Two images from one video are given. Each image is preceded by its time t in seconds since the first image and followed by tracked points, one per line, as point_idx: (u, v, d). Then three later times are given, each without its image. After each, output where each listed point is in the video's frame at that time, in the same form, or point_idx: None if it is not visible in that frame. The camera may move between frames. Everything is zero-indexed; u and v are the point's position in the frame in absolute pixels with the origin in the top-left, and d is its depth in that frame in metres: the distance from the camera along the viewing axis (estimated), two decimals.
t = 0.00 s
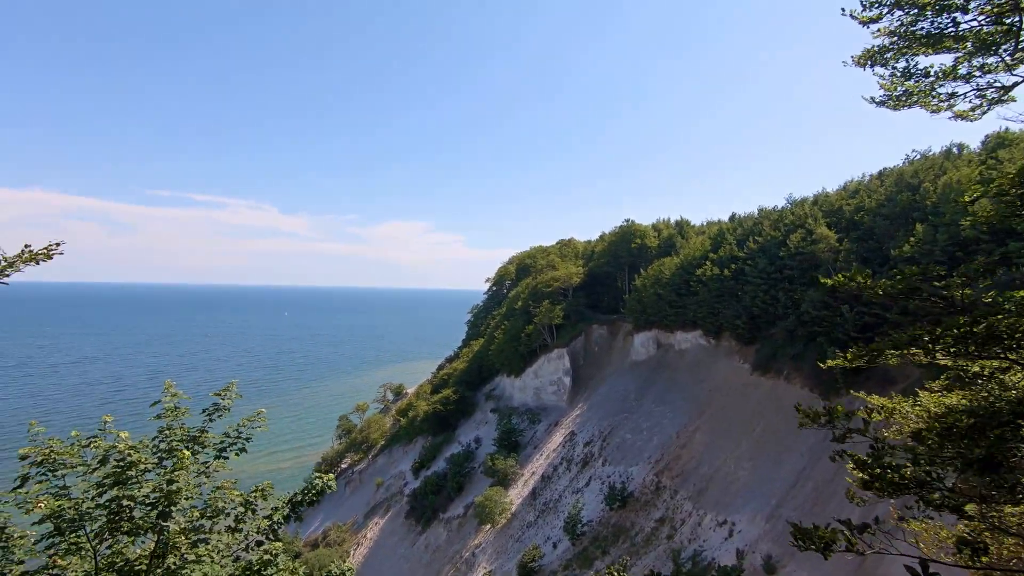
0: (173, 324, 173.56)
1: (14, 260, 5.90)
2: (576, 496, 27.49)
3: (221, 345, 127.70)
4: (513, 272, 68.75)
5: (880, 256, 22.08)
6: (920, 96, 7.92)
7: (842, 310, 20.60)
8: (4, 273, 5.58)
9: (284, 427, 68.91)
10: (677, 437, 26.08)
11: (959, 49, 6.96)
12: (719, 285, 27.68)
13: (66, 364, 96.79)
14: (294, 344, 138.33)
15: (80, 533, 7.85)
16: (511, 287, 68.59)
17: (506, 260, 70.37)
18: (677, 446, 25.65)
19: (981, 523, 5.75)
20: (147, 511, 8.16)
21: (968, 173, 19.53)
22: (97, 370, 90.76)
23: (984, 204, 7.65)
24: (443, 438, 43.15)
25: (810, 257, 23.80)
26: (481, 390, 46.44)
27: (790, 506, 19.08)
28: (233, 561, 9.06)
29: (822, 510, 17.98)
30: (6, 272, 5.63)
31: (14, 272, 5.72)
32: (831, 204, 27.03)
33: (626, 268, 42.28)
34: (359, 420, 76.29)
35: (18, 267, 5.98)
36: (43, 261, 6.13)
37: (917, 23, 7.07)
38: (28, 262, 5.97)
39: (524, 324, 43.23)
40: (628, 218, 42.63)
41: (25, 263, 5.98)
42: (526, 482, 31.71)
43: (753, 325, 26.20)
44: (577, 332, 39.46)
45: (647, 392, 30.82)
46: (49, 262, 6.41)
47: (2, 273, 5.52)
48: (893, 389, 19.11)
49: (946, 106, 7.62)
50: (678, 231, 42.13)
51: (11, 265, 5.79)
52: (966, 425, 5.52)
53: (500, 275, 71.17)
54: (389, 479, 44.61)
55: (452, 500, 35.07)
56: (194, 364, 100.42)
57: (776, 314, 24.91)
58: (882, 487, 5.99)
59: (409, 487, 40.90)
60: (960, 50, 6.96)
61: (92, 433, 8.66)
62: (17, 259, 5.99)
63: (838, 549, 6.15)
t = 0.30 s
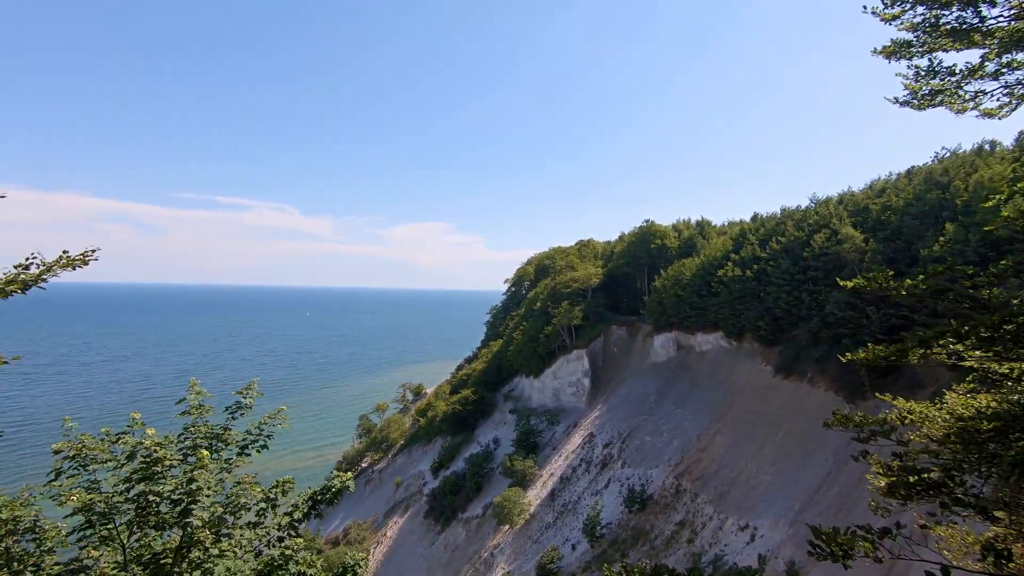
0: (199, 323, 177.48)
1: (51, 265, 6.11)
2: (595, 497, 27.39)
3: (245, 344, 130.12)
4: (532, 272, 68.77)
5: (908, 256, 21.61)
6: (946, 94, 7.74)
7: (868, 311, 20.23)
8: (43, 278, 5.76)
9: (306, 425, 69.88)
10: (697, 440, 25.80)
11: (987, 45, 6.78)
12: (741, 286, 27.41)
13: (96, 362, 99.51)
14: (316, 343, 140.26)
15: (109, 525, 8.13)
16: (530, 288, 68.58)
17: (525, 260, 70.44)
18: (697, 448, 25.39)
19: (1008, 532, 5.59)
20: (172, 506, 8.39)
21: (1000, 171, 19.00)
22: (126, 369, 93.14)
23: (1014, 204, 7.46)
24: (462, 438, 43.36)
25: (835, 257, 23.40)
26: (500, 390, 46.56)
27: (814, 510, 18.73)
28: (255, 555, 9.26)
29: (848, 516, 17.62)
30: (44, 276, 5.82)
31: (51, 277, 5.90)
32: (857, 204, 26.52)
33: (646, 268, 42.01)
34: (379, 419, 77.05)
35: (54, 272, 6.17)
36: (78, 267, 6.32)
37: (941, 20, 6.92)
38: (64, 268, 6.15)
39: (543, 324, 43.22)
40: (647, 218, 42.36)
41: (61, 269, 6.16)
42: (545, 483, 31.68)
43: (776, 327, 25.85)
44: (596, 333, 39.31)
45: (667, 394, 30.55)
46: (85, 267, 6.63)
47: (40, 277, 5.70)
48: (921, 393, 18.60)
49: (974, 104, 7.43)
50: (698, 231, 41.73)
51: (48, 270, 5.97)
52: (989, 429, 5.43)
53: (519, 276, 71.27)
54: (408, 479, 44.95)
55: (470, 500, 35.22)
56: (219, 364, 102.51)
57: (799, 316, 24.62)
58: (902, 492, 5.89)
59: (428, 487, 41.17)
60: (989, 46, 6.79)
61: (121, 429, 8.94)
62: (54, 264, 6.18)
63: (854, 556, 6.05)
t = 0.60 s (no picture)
0: (223, 324, 180.98)
1: (84, 270, 6.29)
2: (614, 500, 27.26)
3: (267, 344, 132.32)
4: (551, 273, 68.74)
5: (937, 256, 21.15)
6: (969, 91, 7.57)
7: (894, 312, 19.87)
8: (76, 283, 5.90)
9: (327, 424, 70.79)
10: (719, 443, 25.50)
11: (1013, 40, 6.62)
12: (763, 287, 27.25)
13: (125, 361, 102.06)
14: (337, 343, 142.00)
15: (135, 519, 8.38)
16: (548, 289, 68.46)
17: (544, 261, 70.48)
18: (718, 451, 25.10)
19: None
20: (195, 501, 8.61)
21: None
22: (154, 368, 95.42)
23: None
24: (481, 439, 43.52)
25: (860, 257, 22.98)
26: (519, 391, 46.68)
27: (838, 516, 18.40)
28: (274, 549, 9.42)
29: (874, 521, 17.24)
30: (77, 281, 5.96)
31: (83, 281, 6.04)
32: (883, 203, 26.01)
33: (666, 269, 41.72)
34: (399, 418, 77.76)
35: (85, 277, 6.31)
36: (108, 272, 6.46)
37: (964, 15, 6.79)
38: (95, 272, 6.29)
39: (561, 325, 43.19)
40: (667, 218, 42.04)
41: (92, 273, 6.31)
42: (564, 485, 31.60)
43: (798, 329, 25.49)
44: (615, 334, 39.13)
45: (688, 396, 30.26)
46: (116, 273, 6.81)
47: (73, 282, 5.84)
48: (951, 396, 18.09)
49: (998, 102, 7.26)
50: (719, 231, 41.28)
51: (80, 275, 6.12)
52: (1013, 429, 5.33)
53: (538, 276, 71.32)
54: (427, 478, 45.26)
55: (489, 500, 35.34)
56: (243, 363, 104.44)
57: (823, 317, 24.39)
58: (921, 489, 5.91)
59: (447, 487, 41.36)
60: (1015, 42, 6.62)
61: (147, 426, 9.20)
62: (86, 269, 6.34)
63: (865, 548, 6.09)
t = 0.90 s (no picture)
0: (245, 324, 183.81)
1: (107, 271, 6.45)
2: (631, 501, 27.12)
3: (288, 344, 134.12)
4: (568, 273, 68.60)
5: (965, 255, 20.65)
6: (990, 89, 7.39)
7: (920, 312, 19.45)
8: (99, 283, 6.06)
9: (346, 423, 71.50)
10: (739, 445, 25.20)
11: None
12: (784, 288, 26.96)
13: (151, 360, 104.43)
14: (356, 343, 143.34)
15: (158, 514, 8.59)
16: (565, 289, 68.29)
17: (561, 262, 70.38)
18: (738, 453, 24.81)
19: None
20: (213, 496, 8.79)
21: None
22: (178, 367, 97.24)
23: None
24: (498, 439, 43.60)
25: (885, 257, 22.57)
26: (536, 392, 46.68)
27: (861, 520, 18.06)
28: (289, 544, 9.62)
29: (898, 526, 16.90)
30: (100, 282, 6.13)
31: (106, 282, 6.21)
32: (908, 202, 25.51)
33: (685, 269, 41.39)
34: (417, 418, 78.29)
35: (108, 278, 6.48)
36: (129, 273, 6.62)
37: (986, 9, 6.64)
38: (117, 273, 6.46)
39: (578, 326, 43.09)
40: (686, 218, 41.69)
41: (114, 275, 6.47)
42: (581, 486, 31.50)
43: (820, 329, 25.12)
44: (633, 334, 38.90)
45: (707, 397, 29.96)
46: (137, 273, 6.95)
47: (96, 283, 6.00)
48: (980, 399, 17.55)
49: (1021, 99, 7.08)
50: (739, 231, 40.82)
51: (103, 275, 6.29)
52: None
53: (555, 277, 71.25)
54: (445, 478, 45.47)
55: (506, 500, 35.40)
56: (264, 363, 105.98)
57: (846, 318, 23.98)
58: (935, 494, 5.86)
59: (464, 486, 41.49)
60: None
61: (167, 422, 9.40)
62: (108, 270, 6.51)
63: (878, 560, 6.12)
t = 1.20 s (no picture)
0: (263, 324, 186.07)
1: (123, 271, 6.61)
2: (646, 503, 26.96)
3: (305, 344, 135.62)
4: (582, 273, 68.41)
5: (989, 255, 20.23)
6: (1009, 86, 7.25)
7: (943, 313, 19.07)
8: (115, 284, 6.20)
9: (362, 422, 72.09)
10: (755, 447, 24.92)
11: None
12: (802, 288, 26.61)
13: (173, 359, 106.42)
14: (371, 343, 144.36)
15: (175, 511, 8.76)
16: (580, 290, 68.10)
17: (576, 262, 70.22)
18: (755, 456, 24.54)
19: None
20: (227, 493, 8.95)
21: None
22: (198, 366, 98.83)
23: None
24: (512, 439, 43.63)
25: (906, 256, 22.20)
26: (551, 393, 46.66)
27: (882, 525, 17.75)
28: (299, 540, 9.87)
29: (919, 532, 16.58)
30: (116, 283, 6.27)
31: (121, 282, 6.35)
32: (930, 200, 25.05)
33: (701, 270, 41.07)
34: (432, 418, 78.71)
35: (124, 279, 6.62)
36: (144, 274, 6.77)
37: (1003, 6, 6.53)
38: (132, 273, 6.60)
39: (593, 327, 42.97)
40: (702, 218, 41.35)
41: (130, 275, 6.62)
42: (596, 487, 31.40)
43: (840, 331, 24.75)
44: (648, 335, 38.65)
45: (723, 399, 29.68)
46: (151, 272, 7.11)
47: (112, 283, 6.14)
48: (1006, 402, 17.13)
49: None
50: (756, 231, 40.38)
51: (119, 276, 6.43)
52: None
53: (570, 277, 71.11)
54: (459, 478, 45.61)
55: (521, 501, 35.42)
56: (282, 362, 107.25)
57: (866, 319, 23.58)
58: (950, 503, 5.77)
59: (479, 486, 41.59)
60: None
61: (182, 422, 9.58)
62: (124, 270, 6.66)
63: (896, 574, 6.12)
